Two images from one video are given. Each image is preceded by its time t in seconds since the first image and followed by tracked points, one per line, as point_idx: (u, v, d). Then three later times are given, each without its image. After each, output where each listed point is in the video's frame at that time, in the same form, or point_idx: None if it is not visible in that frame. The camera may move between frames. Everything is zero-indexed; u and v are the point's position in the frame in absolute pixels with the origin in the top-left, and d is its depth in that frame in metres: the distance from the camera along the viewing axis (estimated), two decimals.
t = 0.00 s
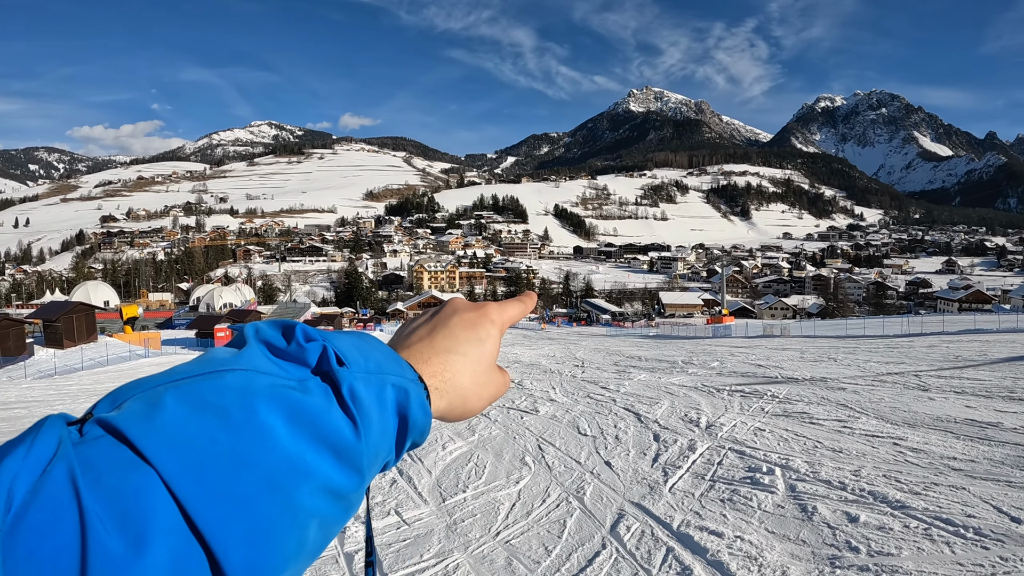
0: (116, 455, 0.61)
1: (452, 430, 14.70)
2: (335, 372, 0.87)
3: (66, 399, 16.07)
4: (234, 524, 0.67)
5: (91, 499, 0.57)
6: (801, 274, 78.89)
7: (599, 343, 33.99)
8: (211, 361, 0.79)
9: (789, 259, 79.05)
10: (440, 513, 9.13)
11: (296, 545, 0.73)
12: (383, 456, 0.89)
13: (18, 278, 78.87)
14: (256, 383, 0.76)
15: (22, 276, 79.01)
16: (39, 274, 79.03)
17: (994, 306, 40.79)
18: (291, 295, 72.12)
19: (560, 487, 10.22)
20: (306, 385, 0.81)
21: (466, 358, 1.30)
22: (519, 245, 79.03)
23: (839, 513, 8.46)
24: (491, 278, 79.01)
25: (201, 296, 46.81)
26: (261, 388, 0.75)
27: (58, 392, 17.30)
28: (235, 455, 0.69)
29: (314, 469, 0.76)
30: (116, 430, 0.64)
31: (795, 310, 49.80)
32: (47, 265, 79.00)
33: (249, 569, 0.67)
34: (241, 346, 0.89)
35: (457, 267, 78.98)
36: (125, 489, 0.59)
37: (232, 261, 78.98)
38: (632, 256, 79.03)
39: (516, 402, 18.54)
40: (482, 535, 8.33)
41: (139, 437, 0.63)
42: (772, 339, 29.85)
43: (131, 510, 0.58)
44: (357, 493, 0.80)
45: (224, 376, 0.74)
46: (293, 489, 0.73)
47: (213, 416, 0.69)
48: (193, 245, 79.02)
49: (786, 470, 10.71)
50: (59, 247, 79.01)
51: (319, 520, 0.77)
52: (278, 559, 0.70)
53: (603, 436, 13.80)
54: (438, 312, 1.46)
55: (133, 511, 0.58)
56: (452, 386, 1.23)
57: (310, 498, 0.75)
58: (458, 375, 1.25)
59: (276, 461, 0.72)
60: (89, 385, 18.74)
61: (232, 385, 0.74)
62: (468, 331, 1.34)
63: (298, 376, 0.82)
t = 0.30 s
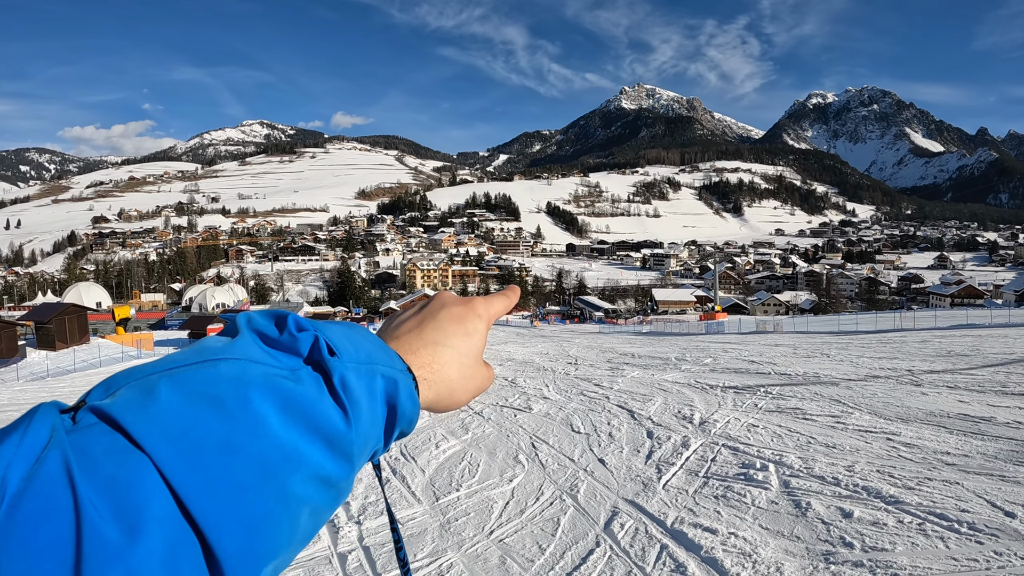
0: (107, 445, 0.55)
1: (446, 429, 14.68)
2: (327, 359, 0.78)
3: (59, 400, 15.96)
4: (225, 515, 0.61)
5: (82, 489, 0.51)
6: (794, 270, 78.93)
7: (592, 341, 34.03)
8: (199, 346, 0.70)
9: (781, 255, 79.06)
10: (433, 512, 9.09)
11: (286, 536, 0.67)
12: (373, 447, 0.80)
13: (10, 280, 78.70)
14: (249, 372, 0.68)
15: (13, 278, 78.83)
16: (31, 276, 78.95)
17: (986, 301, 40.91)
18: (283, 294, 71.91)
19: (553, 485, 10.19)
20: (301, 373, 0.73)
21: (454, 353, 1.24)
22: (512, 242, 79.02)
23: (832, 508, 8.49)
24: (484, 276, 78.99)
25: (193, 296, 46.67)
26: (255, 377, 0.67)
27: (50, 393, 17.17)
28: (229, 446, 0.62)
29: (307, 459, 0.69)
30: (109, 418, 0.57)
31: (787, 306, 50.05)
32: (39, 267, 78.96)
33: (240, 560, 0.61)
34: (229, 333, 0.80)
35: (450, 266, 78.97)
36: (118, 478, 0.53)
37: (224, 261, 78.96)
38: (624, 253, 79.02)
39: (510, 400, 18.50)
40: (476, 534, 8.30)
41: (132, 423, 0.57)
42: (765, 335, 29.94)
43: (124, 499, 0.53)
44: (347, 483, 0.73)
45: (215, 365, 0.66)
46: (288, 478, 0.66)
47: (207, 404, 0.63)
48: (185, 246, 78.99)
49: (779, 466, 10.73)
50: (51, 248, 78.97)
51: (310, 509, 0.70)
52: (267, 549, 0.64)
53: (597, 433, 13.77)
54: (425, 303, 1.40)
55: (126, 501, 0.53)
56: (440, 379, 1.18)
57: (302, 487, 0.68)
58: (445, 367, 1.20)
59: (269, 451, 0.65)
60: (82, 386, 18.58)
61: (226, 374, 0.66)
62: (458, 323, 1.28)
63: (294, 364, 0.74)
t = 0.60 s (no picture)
0: (75, 397, 0.55)
1: (445, 428, 14.69)
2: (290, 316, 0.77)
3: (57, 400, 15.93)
4: (194, 468, 0.60)
5: (50, 437, 0.51)
6: (793, 270, 78.94)
7: (592, 340, 34.05)
8: (160, 304, 0.69)
9: (779, 254, 79.05)
10: (432, 511, 9.09)
11: (255, 489, 0.66)
12: (337, 401, 0.79)
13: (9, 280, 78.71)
14: (214, 326, 0.67)
15: (13, 278, 78.91)
16: (30, 276, 78.98)
17: (986, 300, 40.92)
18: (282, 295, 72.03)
19: (551, 485, 10.18)
20: (268, 328, 0.72)
21: (418, 315, 1.22)
22: (511, 241, 79.01)
23: (831, 509, 8.52)
24: (483, 275, 79.01)
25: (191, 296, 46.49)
26: (220, 332, 0.66)
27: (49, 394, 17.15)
28: (196, 399, 0.62)
29: (275, 410, 0.67)
30: (80, 372, 0.58)
31: (786, 305, 50.11)
32: (38, 267, 79.01)
33: (209, 512, 0.60)
34: (193, 292, 0.79)
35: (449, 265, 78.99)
36: (86, 429, 0.53)
37: (223, 260, 79.00)
38: (623, 252, 79.03)
39: (508, 399, 18.53)
40: (473, 534, 8.30)
41: (102, 376, 0.56)
42: (764, 334, 29.96)
43: (92, 446, 0.53)
44: (313, 436, 0.71)
45: (176, 321, 0.65)
46: (254, 428, 0.66)
47: (174, 357, 0.62)
48: (184, 245, 78.99)
49: (779, 465, 10.71)
50: (50, 249, 79.01)
51: (279, 461, 0.69)
52: (234, 503, 0.63)
53: (595, 432, 13.76)
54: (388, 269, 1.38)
55: (94, 448, 0.53)
56: (404, 338, 1.17)
57: (269, 437, 0.67)
58: (410, 327, 1.19)
59: (236, 403, 0.64)
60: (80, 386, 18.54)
61: (190, 327, 0.66)
62: (421, 289, 1.26)
63: (260, 319, 0.73)
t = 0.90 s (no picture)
0: (65, 425, 0.56)
1: (443, 427, 14.72)
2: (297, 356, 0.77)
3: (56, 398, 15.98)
4: (181, 502, 0.61)
5: (36, 470, 0.52)
6: (792, 269, 78.98)
7: (592, 339, 34.09)
8: (168, 335, 0.70)
9: (779, 254, 79.06)
10: (430, 510, 9.10)
11: (242, 530, 0.66)
12: (340, 444, 0.80)
13: (8, 278, 78.71)
14: (215, 363, 0.67)
15: (12, 277, 78.86)
16: (30, 274, 79.02)
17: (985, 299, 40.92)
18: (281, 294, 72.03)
19: (549, 484, 10.19)
20: (269, 367, 0.72)
21: (437, 358, 1.23)
22: (510, 240, 79.01)
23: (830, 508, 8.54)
24: (483, 274, 79.02)
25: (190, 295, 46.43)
26: (218, 367, 0.67)
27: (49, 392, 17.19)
28: (186, 437, 0.62)
29: (267, 450, 0.68)
30: (74, 403, 0.58)
31: (785, 304, 50.15)
32: (37, 266, 79.01)
33: (190, 554, 0.61)
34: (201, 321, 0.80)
35: (449, 264, 78.98)
36: (73, 460, 0.54)
37: (223, 259, 78.98)
38: (623, 251, 79.04)
39: (507, 398, 18.58)
40: (470, 533, 8.30)
41: (92, 409, 0.57)
42: (763, 334, 29.96)
43: (79, 477, 0.54)
44: (307, 479, 0.71)
45: (177, 355, 0.65)
46: (242, 467, 0.66)
47: (166, 394, 0.62)
48: (184, 244, 79.01)
49: (778, 464, 10.73)
50: (50, 247, 79.01)
51: (269, 502, 0.69)
52: (217, 544, 0.63)
53: (594, 431, 13.77)
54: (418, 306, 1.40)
55: (80, 478, 0.54)
56: (419, 380, 1.17)
57: (258, 479, 0.67)
58: (428, 369, 1.19)
59: (230, 445, 0.64)
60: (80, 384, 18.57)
61: (189, 363, 0.66)
62: (446, 330, 1.27)
63: (263, 355, 0.73)
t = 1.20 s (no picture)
0: (52, 376, 0.56)
1: (443, 426, 14.75)
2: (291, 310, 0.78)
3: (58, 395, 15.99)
4: (169, 459, 0.60)
5: (22, 419, 0.52)
6: (792, 269, 78.98)
7: (592, 339, 34.11)
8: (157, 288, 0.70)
9: (779, 254, 79.04)
10: (430, 510, 9.11)
11: (235, 489, 0.67)
12: (336, 404, 0.80)
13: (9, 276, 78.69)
14: (205, 316, 0.67)
15: (12, 275, 78.84)
16: (30, 272, 79.06)
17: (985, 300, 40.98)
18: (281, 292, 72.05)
19: (549, 484, 10.11)
20: (262, 322, 0.72)
21: (438, 315, 1.24)
22: (510, 240, 79.01)
23: (831, 508, 8.54)
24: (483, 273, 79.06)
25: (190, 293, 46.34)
26: (210, 321, 0.67)
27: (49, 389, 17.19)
28: (179, 389, 0.62)
29: (262, 409, 0.68)
30: (61, 355, 0.58)
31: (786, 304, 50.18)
32: (38, 264, 79.02)
33: (180, 513, 0.61)
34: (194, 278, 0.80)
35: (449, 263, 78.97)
36: (59, 411, 0.54)
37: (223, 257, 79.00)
38: (623, 251, 79.03)
39: (508, 397, 18.61)
40: (470, 533, 8.28)
41: (81, 359, 0.57)
42: (764, 334, 29.97)
43: (65, 432, 0.54)
44: (305, 440, 0.72)
45: (169, 306, 0.66)
46: (235, 427, 0.65)
47: (155, 345, 0.62)
48: (184, 242, 79.02)
49: (778, 464, 10.74)
50: (51, 245, 79.01)
51: (264, 464, 0.69)
52: (209, 502, 0.63)
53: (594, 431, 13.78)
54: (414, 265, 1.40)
55: (66, 434, 0.54)
56: (420, 336, 1.18)
57: (253, 440, 0.67)
58: (428, 326, 1.21)
59: (222, 401, 0.64)
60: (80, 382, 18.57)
61: (179, 316, 0.66)
62: (444, 288, 1.27)
63: (256, 311, 0.74)
